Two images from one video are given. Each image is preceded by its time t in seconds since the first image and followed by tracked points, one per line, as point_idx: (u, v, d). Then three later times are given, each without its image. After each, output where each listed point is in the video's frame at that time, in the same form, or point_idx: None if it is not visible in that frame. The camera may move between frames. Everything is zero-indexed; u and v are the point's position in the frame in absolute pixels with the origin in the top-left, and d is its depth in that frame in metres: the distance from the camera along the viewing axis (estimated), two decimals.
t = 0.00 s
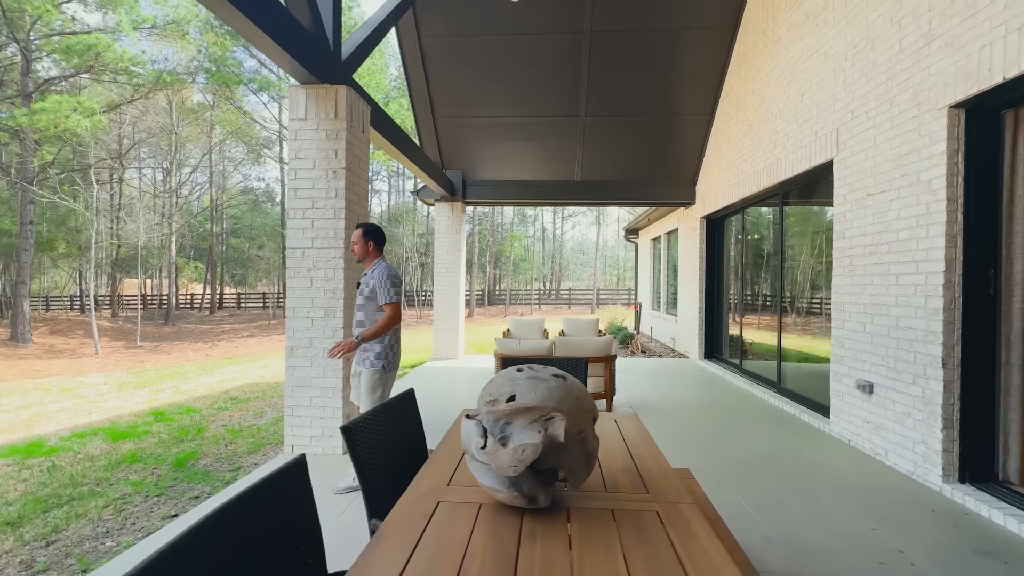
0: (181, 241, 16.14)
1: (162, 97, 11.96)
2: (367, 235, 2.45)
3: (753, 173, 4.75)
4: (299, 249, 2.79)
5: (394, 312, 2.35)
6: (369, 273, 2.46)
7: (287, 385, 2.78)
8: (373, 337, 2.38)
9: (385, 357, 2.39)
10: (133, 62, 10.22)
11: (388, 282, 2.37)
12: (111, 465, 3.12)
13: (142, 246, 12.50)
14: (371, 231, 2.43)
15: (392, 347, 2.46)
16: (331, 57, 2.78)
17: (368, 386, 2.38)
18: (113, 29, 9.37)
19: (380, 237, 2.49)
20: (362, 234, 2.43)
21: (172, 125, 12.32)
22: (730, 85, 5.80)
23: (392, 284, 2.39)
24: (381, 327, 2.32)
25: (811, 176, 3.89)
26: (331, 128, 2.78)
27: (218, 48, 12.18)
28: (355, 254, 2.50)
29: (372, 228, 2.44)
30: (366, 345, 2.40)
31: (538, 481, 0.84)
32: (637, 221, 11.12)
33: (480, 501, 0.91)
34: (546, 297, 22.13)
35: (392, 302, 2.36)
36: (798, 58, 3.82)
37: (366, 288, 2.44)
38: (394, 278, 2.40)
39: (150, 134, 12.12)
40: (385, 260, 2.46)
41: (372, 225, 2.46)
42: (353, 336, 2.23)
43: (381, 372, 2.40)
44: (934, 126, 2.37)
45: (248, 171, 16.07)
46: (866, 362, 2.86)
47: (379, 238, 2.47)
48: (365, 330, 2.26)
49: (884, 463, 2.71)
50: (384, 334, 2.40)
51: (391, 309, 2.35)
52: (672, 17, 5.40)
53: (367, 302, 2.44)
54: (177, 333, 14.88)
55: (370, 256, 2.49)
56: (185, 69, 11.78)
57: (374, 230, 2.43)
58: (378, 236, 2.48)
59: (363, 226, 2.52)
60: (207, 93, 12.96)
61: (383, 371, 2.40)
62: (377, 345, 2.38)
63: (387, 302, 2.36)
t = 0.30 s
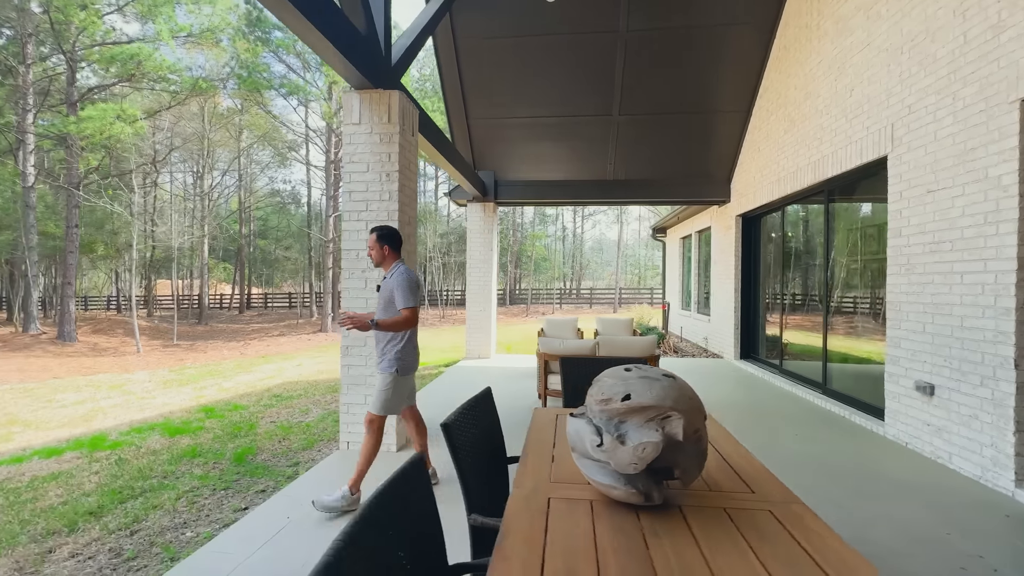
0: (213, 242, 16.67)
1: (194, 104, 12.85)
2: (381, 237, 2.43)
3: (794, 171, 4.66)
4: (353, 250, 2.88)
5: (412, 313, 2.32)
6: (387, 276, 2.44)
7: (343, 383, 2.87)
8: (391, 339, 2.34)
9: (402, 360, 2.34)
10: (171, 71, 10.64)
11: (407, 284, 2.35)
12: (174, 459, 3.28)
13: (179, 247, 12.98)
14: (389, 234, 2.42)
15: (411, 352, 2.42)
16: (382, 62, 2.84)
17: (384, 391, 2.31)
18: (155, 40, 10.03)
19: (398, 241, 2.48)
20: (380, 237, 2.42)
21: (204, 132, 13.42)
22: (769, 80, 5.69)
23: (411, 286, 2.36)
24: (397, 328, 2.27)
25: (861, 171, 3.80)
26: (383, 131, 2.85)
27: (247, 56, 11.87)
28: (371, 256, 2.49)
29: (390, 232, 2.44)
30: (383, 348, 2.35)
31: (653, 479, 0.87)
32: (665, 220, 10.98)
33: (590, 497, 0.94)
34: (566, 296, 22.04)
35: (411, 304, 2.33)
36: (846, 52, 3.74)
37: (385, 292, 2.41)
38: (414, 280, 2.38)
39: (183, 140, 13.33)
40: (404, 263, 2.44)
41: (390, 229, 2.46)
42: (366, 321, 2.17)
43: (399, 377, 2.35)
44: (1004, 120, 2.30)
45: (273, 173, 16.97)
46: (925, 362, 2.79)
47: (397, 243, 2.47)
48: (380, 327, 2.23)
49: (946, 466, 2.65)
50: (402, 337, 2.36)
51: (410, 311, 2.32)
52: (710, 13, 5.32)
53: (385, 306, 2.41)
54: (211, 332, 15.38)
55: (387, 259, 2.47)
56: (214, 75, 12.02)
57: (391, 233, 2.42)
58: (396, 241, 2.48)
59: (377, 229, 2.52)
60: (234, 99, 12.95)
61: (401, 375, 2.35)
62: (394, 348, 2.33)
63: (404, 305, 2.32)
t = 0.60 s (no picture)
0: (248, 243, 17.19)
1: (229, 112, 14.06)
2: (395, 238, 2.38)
3: (845, 165, 4.51)
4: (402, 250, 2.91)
5: (424, 317, 2.24)
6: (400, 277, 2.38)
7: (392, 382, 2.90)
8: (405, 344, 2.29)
9: (416, 365, 2.28)
10: (210, 77, 11.02)
11: (418, 287, 2.27)
12: (229, 456, 3.41)
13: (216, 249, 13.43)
14: (403, 234, 2.37)
15: (428, 355, 2.36)
16: (429, 63, 2.85)
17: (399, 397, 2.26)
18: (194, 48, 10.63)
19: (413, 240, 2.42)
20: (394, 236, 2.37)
21: (237, 136, 14.38)
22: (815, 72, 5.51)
23: (425, 288, 2.29)
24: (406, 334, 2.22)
25: (924, 164, 3.65)
26: (432, 132, 2.86)
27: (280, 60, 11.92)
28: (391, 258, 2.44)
29: (405, 231, 2.38)
30: (396, 351, 2.29)
31: (765, 489, 0.83)
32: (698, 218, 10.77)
33: (691, 504, 0.91)
34: (591, 295, 21.84)
35: (423, 308, 2.26)
36: (904, 40, 3.59)
37: (398, 293, 2.36)
38: (427, 282, 2.30)
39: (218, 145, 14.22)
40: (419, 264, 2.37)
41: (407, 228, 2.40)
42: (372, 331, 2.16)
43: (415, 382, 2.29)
44: None
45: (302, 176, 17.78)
46: (1000, 365, 2.66)
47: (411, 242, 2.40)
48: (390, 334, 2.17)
49: None
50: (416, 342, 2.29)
51: (423, 315, 2.24)
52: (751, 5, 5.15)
53: (399, 308, 2.35)
54: (246, 331, 15.84)
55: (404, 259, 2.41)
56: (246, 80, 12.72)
57: (408, 231, 2.35)
58: (411, 240, 2.42)
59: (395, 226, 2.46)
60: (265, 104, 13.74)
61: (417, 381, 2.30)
62: (406, 353, 2.27)
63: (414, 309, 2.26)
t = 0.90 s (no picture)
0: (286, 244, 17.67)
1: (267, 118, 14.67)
2: (418, 235, 2.33)
3: (910, 153, 4.27)
4: (450, 248, 2.89)
5: (440, 314, 2.16)
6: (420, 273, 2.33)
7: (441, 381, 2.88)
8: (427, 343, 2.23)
9: (441, 366, 2.20)
10: (250, 83, 11.35)
11: (433, 284, 2.20)
12: (279, 454, 3.50)
13: (256, 250, 13.84)
14: (423, 229, 2.32)
15: (456, 356, 2.27)
16: (476, 56, 2.80)
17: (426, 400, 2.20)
18: (236, 56, 10.95)
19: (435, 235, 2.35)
20: (416, 232, 2.33)
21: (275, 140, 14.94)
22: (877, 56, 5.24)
23: (444, 285, 2.20)
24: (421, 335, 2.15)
25: (1004, 150, 3.43)
26: (480, 127, 2.82)
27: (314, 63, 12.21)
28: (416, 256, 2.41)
29: (427, 226, 2.33)
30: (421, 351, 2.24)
31: (908, 512, 0.85)
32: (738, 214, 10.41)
33: (813, 525, 0.94)
34: (622, 293, 21.45)
35: (442, 306, 2.17)
36: (984, 17, 3.35)
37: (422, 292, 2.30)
38: (446, 278, 2.22)
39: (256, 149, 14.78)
40: (440, 260, 2.30)
41: (433, 223, 2.34)
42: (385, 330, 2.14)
43: (442, 385, 2.21)
44: None
45: (336, 178, 18.54)
46: None
47: (434, 238, 2.34)
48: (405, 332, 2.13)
49: None
50: (438, 341, 2.22)
51: (438, 311, 2.16)
52: None
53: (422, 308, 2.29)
54: (285, 329, 16.28)
55: (428, 256, 2.36)
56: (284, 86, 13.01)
57: (430, 228, 2.30)
58: (435, 235, 2.36)
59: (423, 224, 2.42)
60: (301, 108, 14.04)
61: (444, 384, 2.21)
62: (430, 353, 2.21)
63: (431, 309, 2.18)
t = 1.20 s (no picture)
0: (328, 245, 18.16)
1: (310, 121, 15.03)
2: (450, 233, 2.28)
3: (1003, 134, 3.96)
4: (503, 245, 2.82)
5: (478, 312, 2.09)
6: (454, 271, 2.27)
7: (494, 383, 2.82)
8: (462, 343, 2.15)
9: (475, 368, 2.12)
10: (295, 88, 11.72)
11: (471, 280, 2.13)
12: (332, 453, 3.57)
13: (300, 250, 14.26)
14: (459, 225, 2.26)
15: (491, 359, 2.19)
16: (529, 47, 2.72)
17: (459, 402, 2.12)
18: (283, 63, 11.32)
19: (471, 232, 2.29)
20: (451, 229, 2.27)
21: (318, 143, 15.37)
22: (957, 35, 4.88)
23: (481, 282, 2.13)
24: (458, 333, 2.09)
25: None
26: (533, 121, 2.73)
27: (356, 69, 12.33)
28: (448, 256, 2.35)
29: (463, 222, 2.27)
30: (454, 352, 2.17)
31: None
32: (792, 208, 9.94)
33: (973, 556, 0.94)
34: (662, 292, 20.98)
35: (480, 303, 2.11)
36: None
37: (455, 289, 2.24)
38: (484, 275, 2.15)
39: (300, 153, 15.28)
40: (476, 256, 2.23)
41: (469, 219, 2.29)
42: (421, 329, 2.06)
43: (477, 388, 2.12)
44: None
45: (374, 180, 18.94)
46: None
47: (469, 236, 2.28)
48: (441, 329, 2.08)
49: None
50: (474, 341, 2.14)
51: (477, 308, 2.10)
52: None
53: (456, 306, 2.22)
54: (328, 328, 16.71)
55: (461, 254, 2.30)
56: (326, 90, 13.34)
57: (463, 225, 2.25)
58: (471, 233, 2.30)
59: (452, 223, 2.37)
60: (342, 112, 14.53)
61: (479, 386, 2.12)
62: (464, 354, 2.13)
63: (469, 305, 2.11)
